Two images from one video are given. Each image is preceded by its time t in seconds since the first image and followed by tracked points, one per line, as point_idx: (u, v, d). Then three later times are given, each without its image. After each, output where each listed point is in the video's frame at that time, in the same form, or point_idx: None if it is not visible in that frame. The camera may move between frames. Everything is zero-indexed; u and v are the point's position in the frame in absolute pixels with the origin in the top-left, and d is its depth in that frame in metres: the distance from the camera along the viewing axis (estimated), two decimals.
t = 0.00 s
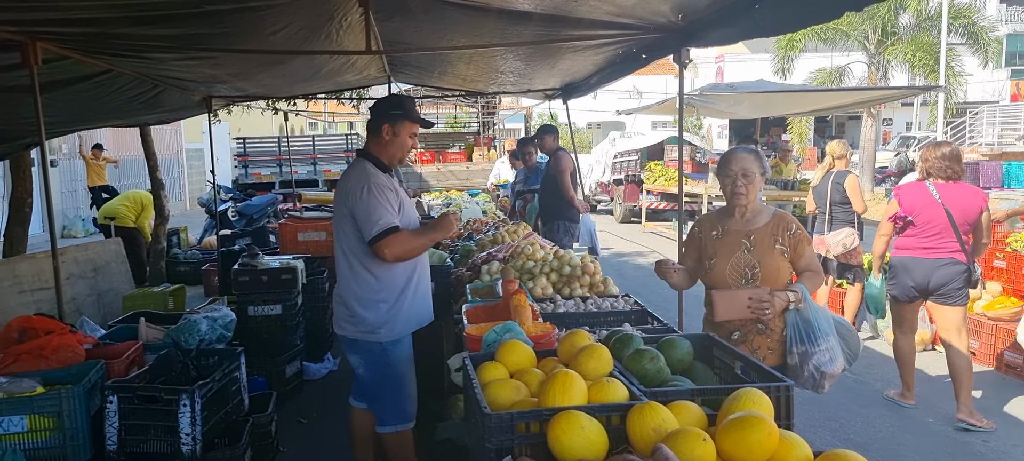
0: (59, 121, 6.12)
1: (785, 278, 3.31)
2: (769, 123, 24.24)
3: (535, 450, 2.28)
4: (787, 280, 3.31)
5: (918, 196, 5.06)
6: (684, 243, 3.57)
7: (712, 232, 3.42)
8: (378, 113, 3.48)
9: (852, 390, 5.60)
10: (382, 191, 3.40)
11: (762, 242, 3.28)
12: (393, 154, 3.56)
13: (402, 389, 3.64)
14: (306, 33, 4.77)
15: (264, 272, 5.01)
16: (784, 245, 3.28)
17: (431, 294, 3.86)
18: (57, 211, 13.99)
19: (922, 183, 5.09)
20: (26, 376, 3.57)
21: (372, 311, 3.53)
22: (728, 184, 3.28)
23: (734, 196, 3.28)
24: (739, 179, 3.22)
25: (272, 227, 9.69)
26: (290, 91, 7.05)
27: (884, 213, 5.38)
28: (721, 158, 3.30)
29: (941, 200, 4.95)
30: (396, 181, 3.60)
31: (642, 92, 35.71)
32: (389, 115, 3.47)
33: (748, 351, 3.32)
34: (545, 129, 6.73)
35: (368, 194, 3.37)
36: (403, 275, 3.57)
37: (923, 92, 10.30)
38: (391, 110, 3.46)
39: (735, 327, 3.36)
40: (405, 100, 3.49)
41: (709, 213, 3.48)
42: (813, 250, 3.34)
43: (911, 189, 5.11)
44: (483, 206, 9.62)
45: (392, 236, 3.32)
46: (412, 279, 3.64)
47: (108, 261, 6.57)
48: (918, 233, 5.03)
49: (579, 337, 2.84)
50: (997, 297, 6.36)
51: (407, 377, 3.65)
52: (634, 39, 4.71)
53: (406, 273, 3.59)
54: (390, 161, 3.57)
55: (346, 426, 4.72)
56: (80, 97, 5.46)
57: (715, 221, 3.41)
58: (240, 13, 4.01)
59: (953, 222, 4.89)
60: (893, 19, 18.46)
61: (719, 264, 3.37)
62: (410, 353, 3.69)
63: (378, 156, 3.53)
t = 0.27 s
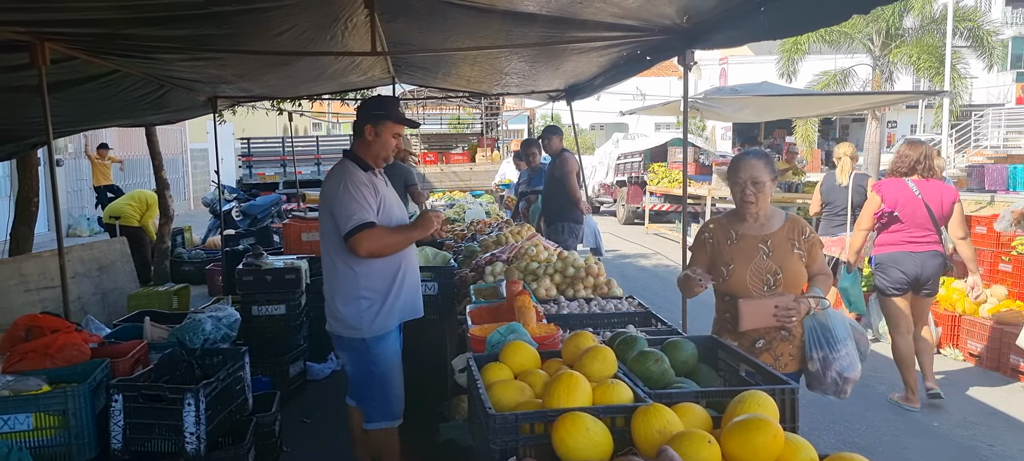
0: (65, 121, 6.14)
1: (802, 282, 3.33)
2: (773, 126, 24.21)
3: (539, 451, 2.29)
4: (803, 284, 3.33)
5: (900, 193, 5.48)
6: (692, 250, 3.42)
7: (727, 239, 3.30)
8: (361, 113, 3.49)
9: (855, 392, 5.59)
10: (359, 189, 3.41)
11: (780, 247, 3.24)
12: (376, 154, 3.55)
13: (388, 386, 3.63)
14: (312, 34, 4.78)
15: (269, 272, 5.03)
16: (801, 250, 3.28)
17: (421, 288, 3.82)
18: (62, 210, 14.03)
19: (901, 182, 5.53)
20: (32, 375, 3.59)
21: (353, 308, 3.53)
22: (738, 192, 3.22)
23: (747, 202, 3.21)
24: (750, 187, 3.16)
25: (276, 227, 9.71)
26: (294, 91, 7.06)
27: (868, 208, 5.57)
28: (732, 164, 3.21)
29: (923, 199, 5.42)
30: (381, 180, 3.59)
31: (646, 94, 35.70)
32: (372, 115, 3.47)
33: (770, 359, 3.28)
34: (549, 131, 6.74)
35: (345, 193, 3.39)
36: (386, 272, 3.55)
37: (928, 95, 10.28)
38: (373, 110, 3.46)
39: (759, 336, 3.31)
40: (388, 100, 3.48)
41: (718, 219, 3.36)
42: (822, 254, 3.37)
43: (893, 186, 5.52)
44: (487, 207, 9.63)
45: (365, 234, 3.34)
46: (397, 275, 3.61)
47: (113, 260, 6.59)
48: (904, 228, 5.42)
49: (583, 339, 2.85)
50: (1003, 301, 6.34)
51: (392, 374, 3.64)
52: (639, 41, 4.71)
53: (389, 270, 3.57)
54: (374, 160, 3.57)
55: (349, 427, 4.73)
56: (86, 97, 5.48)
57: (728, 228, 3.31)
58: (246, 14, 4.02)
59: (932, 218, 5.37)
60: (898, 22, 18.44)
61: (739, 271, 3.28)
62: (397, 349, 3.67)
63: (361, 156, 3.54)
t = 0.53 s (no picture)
0: (71, 120, 6.15)
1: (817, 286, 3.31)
2: (777, 126, 24.14)
3: (547, 451, 2.28)
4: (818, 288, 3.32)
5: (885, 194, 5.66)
6: (703, 258, 3.30)
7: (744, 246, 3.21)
8: (357, 113, 3.48)
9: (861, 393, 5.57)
10: (352, 190, 3.39)
11: (797, 252, 3.19)
12: (372, 153, 3.53)
13: (373, 385, 3.60)
14: (318, 34, 4.78)
15: (274, 272, 5.02)
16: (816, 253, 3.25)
17: (419, 291, 3.79)
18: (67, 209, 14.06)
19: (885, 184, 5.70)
20: (39, 374, 3.60)
21: (345, 307, 3.52)
22: (749, 198, 3.14)
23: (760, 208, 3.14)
24: (762, 193, 3.09)
25: (280, 226, 9.71)
26: (299, 91, 7.06)
27: (856, 212, 5.49)
28: (743, 170, 3.13)
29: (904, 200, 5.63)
30: (377, 180, 3.58)
31: (650, 94, 35.65)
32: (367, 115, 3.46)
33: (790, 367, 3.24)
34: (554, 130, 6.73)
35: (337, 193, 3.37)
36: (379, 273, 3.52)
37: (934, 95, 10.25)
38: (369, 110, 3.45)
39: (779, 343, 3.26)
40: (384, 99, 3.47)
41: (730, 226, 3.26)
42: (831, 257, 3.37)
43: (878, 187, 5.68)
44: (491, 207, 9.63)
45: (354, 234, 3.31)
46: (392, 277, 3.58)
47: (118, 259, 6.61)
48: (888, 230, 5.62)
49: (590, 339, 2.85)
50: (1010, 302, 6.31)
51: (380, 374, 3.61)
52: (645, 41, 4.70)
53: (382, 271, 3.53)
54: (370, 160, 3.56)
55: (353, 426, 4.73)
56: (92, 96, 5.49)
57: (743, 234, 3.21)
58: (252, 14, 4.02)
59: (913, 221, 5.61)
60: (903, 22, 18.37)
61: (759, 279, 3.21)
62: (388, 350, 3.64)
63: (357, 155, 3.53)
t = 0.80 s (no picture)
0: (76, 121, 6.17)
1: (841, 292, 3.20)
2: (781, 126, 24.11)
3: (556, 452, 2.28)
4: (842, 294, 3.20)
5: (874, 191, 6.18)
6: (718, 261, 3.18)
7: (766, 252, 3.09)
8: (358, 114, 3.41)
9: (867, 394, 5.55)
10: (349, 193, 3.33)
11: (821, 258, 3.09)
12: (372, 155, 3.46)
13: (366, 387, 3.50)
14: (323, 35, 4.79)
15: (279, 272, 5.03)
16: (837, 258, 3.15)
17: (418, 296, 3.70)
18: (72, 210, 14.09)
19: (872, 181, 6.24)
20: (46, 374, 3.61)
21: (341, 309, 3.43)
22: (771, 202, 3.03)
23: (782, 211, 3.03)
24: (785, 196, 2.99)
25: (285, 227, 9.72)
26: (304, 92, 7.07)
27: (845, 207, 6.10)
28: (764, 172, 3.02)
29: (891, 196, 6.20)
30: (377, 182, 3.50)
31: (653, 95, 35.64)
32: (368, 116, 3.39)
33: (815, 378, 3.14)
34: (559, 130, 6.73)
35: (334, 196, 3.31)
36: (377, 278, 3.44)
37: (939, 96, 10.23)
38: (370, 111, 3.38)
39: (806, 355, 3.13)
40: (385, 100, 3.39)
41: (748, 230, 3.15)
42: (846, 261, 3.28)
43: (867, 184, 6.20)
44: (495, 208, 9.63)
45: (349, 240, 3.26)
46: (391, 281, 3.49)
47: (124, 260, 6.62)
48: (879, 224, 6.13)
49: (598, 340, 2.84)
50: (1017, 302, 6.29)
51: (374, 378, 3.51)
52: (651, 42, 4.70)
53: (380, 276, 3.45)
54: (371, 163, 3.49)
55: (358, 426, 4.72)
56: (99, 97, 5.50)
57: (763, 239, 3.10)
58: (258, 15, 4.03)
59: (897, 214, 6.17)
60: (907, 22, 18.33)
61: (784, 286, 3.09)
62: (383, 354, 3.55)
63: (357, 157, 3.46)
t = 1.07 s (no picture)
0: (83, 122, 6.19)
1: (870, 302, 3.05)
2: (785, 127, 24.07)
3: (565, 454, 2.28)
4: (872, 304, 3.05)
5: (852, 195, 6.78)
6: (739, 262, 3.04)
7: (792, 256, 2.95)
8: (358, 119, 3.33)
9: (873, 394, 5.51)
10: (352, 200, 3.26)
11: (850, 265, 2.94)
12: (373, 161, 3.40)
13: (365, 394, 3.43)
14: (329, 36, 4.79)
15: (285, 273, 5.07)
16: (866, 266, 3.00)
17: (418, 304, 3.65)
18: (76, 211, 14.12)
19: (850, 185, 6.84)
20: (54, 375, 3.62)
21: (342, 316, 3.37)
22: (802, 204, 2.88)
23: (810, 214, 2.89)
24: (818, 198, 2.84)
25: (289, 228, 9.73)
26: (309, 93, 7.08)
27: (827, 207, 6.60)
28: (794, 172, 2.89)
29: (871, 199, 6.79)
30: (378, 188, 3.44)
31: (656, 96, 35.61)
32: (368, 120, 3.32)
33: (843, 393, 2.94)
34: (564, 131, 6.73)
35: (337, 203, 3.24)
36: (380, 285, 3.39)
37: (944, 97, 10.20)
38: (370, 115, 3.30)
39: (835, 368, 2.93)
40: (386, 103, 3.31)
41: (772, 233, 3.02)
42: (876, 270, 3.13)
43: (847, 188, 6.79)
44: (500, 209, 9.62)
45: (354, 249, 3.20)
46: (392, 288, 3.44)
47: (129, 260, 6.63)
48: (857, 225, 6.72)
49: (606, 342, 2.83)
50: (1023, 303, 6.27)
51: (373, 384, 3.44)
52: (656, 43, 4.70)
53: (383, 283, 3.40)
54: (371, 168, 3.42)
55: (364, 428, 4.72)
56: (105, 98, 5.52)
57: (789, 244, 2.96)
58: (265, 16, 4.04)
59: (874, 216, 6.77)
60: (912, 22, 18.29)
61: (810, 293, 2.93)
62: (384, 361, 3.49)
63: (357, 162, 3.38)
